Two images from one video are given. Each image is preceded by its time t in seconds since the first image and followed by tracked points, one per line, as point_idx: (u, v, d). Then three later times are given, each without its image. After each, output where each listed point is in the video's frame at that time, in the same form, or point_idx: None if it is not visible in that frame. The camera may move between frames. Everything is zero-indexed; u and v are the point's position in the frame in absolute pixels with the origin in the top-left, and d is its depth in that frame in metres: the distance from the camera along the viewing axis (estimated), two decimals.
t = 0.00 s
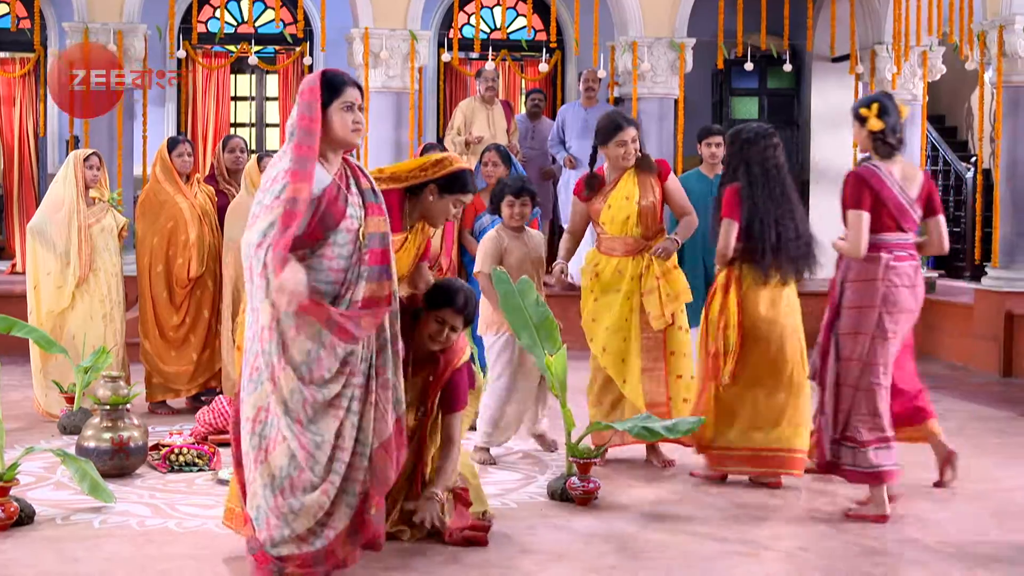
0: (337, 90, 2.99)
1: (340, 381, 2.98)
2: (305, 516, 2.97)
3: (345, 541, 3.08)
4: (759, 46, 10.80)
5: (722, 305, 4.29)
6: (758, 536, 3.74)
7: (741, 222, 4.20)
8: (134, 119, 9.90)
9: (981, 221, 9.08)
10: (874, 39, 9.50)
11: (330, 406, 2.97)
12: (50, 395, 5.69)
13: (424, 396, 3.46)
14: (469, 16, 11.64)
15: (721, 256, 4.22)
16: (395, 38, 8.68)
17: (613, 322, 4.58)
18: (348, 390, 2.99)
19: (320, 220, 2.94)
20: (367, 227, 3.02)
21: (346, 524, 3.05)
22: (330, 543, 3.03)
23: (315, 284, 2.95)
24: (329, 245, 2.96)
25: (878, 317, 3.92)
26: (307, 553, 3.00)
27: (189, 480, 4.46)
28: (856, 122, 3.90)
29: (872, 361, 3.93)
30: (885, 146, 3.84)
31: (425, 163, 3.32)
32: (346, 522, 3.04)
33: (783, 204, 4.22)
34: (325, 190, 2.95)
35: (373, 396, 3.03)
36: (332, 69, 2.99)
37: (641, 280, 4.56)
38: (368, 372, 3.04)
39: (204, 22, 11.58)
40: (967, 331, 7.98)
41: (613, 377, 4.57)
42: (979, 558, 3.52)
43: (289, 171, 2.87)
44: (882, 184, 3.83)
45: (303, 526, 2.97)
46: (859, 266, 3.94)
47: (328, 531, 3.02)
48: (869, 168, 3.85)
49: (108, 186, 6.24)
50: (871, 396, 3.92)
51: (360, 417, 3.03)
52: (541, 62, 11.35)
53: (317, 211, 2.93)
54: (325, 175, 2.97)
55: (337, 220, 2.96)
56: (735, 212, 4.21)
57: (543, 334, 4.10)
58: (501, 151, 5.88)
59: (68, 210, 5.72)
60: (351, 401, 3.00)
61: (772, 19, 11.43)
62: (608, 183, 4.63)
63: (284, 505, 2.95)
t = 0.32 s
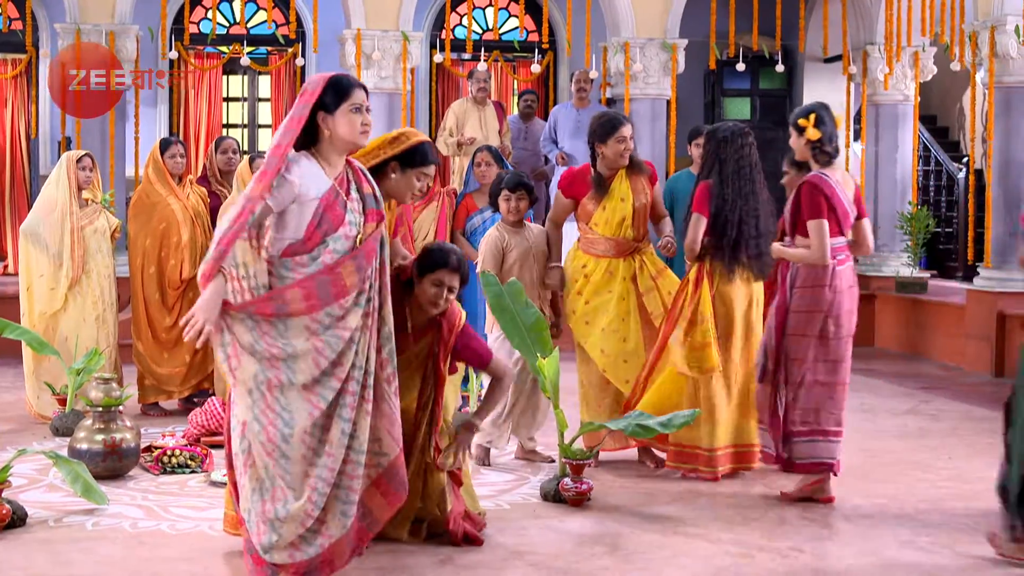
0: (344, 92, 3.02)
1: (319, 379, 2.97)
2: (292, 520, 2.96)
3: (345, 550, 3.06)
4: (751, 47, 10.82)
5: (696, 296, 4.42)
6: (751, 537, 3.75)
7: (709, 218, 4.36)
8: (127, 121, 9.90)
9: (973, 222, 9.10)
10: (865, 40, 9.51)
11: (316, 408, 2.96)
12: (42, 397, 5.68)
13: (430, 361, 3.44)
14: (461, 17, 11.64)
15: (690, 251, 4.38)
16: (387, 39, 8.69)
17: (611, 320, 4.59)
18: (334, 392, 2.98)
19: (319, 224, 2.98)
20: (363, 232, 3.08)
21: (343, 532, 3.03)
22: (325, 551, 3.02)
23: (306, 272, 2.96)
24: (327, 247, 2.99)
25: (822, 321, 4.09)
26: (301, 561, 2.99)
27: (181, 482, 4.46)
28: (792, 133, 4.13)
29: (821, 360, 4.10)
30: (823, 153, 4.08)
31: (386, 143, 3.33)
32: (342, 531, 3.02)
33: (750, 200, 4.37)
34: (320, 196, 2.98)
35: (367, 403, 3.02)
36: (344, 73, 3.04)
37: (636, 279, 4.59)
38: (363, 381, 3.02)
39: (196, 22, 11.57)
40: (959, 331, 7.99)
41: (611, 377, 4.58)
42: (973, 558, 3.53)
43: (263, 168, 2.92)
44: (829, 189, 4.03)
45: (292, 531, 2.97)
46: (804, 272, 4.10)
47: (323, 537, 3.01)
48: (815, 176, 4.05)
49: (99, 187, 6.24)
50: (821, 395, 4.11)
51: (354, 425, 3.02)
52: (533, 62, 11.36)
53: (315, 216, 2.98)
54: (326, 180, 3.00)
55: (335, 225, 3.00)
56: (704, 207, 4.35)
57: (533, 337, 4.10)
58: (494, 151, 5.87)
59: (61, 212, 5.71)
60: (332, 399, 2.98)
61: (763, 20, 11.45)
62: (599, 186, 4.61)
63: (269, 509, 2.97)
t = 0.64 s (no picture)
0: (341, 93, 3.08)
1: (289, 366, 2.97)
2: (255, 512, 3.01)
3: (330, 556, 3.05)
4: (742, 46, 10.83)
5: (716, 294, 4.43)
6: (741, 536, 3.75)
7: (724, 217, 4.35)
8: (119, 120, 9.89)
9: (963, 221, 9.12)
10: (856, 39, 9.52)
11: (294, 405, 2.97)
12: (32, 397, 5.68)
13: (434, 329, 3.54)
14: (452, 16, 11.64)
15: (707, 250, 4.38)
16: (378, 39, 8.69)
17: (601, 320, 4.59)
18: (307, 387, 2.97)
19: (303, 222, 3.02)
20: (353, 237, 3.08)
21: (326, 539, 3.02)
22: (304, 554, 3.01)
23: (294, 271, 2.97)
24: (315, 247, 3.01)
25: (776, 310, 4.18)
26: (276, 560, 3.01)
27: (171, 482, 4.46)
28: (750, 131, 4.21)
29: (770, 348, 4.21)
30: (777, 150, 4.16)
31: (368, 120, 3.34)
32: (322, 535, 3.01)
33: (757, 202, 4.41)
34: (309, 193, 3.03)
35: (353, 407, 3.03)
36: (340, 74, 3.10)
37: (629, 280, 4.61)
38: (349, 386, 3.03)
39: (186, 22, 11.55)
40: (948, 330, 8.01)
41: (604, 376, 4.60)
42: (962, 558, 3.54)
43: (243, 166, 2.98)
44: (781, 187, 4.12)
45: (258, 521, 3.01)
46: (756, 265, 4.19)
47: (299, 539, 3.01)
48: (768, 175, 4.12)
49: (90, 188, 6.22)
50: (779, 384, 4.24)
51: (337, 429, 3.04)
52: (523, 62, 11.36)
53: (300, 215, 3.02)
54: (316, 178, 3.06)
55: (321, 224, 3.03)
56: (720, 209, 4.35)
57: (529, 334, 4.09)
58: (487, 151, 5.87)
59: (51, 212, 5.70)
60: (304, 391, 2.97)
61: (754, 20, 11.45)
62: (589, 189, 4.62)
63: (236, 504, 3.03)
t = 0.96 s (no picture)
0: (329, 98, 3.06)
1: (278, 373, 2.98)
2: (246, 515, 3.01)
3: (318, 563, 3.03)
4: (730, 46, 10.86)
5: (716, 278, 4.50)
6: (731, 536, 3.75)
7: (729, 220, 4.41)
8: (106, 120, 9.89)
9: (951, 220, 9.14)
10: (845, 39, 9.55)
11: (282, 411, 2.98)
12: (21, 397, 5.67)
13: (438, 298, 3.64)
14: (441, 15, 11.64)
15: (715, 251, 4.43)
16: (367, 38, 8.69)
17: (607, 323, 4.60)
18: (295, 393, 2.98)
19: (293, 231, 3.02)
20: (341, 242, 3.10)
21: (313, 543, 3.02)
22: (290, 559, 3.01)
23: (283, 280, 2.98)
24: (304, 256, 3.02)
25: (777, 307, 4.25)
26: (266, 567, 3.01)
27: (161, 482, 4.46)
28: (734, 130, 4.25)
29: (767, 347, 4.27)
30: (764, 150, 4.20)
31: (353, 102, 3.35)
32: (309, 540, 3.01)
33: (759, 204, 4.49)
34: (297, 201, 3.03)
35: (339, 412, 3.03)
36: (327, 78, 3.09)
37: (626, 282, 4.64)
38: (336, 390, 3.04)
39: (175, 21, 11.55)
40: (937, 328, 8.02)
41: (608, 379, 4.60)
42: (950, 557, 3.54)
43: (235, 178, 2.98)
44: (776, 184, 4.13)
45: (247, 529, 3.01)
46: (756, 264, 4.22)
47: (286, 543, 3.01)
48: (761, 172, 4.14)
49: (79, 188, 6.22)
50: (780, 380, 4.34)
51: (325, 434, 3.04)
52: (512, 62, 11.37)
53: (290, 222, 3.02)
54: (303, 185, 3.06)
55: (310, 232, 3.04)
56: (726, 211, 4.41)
57: (516, 334, 4.12)
58: (477, 151, 5.88)
59: (40, 211, 5.69)
60: (294, 396, 2.98)
61: (743, 20, 11.47)
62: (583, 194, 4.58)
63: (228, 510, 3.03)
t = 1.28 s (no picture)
0: (319, 110, 3.08)
1: (268, 375, 2.98)
2: (238, 517, 2.98)
3: (307, 562, 3.04)
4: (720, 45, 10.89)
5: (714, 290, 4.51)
6: (720, 536, 3.76)
7: (721, 219, 4.47)
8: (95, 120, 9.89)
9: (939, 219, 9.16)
10: (834, 38, 9.59)
11: (275, 412, 2.97)
12: (11, 397, 5.67)
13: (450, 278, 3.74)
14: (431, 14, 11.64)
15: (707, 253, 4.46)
16: (357, 38, 8.69)
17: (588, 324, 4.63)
18: (288, 393, 2.98)
19: (285, 233, 3.01)
20: (327, 243, 3.11)
21: (302, 543, 3.02)
22: (281, 559, 3.00)
23: (274, 282, 2.97)
24: (295, 258, 3.02)
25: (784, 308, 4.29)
26: (257, 569, 2.99)
27: (150, 483, 4.46)
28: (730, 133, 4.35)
29: (780, 347, 4.31)
30: (764, 152, 4.33)
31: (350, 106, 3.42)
32: (299, 540, 3.01)
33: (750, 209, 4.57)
34: (288, 204, 3.03)
35: (327, 414, 3.04)
36: (320, 85, 3.10)
37: (606, 285, 4.67)
38: (324, 391, 3.05)
39: (165, 20, 11.53)
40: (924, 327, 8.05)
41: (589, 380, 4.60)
42: (938, 557, 3.56)
43: (231, 180, 2.95)
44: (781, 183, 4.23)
45: (239, 531, 2.98)
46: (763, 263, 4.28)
47: (276, 544, 3.00)
48: (768, 171, 4.22)
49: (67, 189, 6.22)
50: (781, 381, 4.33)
51: (313, 435, 3.04)
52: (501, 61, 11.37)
53: (281, 224, 3.01)
54: (292, 188, 3.06)
55: (301, 235, 3.04)
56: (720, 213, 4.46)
57: (506, 336, 4.13)
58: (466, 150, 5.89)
59: (30, 211, 5.68)
60: (286, 397, 2.98)
61: (732, 19, 11.49)
62: (567, 197, 4.57)
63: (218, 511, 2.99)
